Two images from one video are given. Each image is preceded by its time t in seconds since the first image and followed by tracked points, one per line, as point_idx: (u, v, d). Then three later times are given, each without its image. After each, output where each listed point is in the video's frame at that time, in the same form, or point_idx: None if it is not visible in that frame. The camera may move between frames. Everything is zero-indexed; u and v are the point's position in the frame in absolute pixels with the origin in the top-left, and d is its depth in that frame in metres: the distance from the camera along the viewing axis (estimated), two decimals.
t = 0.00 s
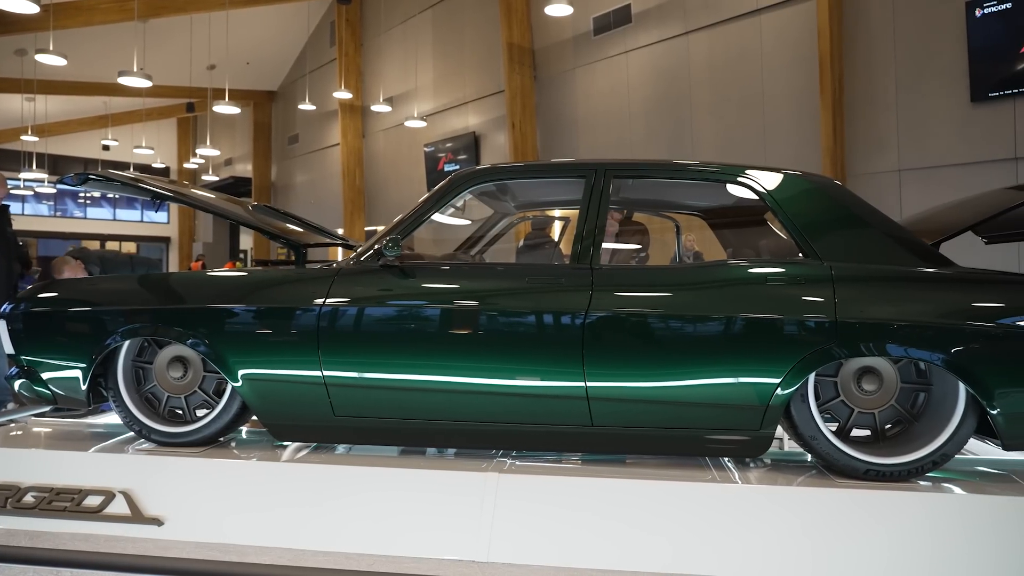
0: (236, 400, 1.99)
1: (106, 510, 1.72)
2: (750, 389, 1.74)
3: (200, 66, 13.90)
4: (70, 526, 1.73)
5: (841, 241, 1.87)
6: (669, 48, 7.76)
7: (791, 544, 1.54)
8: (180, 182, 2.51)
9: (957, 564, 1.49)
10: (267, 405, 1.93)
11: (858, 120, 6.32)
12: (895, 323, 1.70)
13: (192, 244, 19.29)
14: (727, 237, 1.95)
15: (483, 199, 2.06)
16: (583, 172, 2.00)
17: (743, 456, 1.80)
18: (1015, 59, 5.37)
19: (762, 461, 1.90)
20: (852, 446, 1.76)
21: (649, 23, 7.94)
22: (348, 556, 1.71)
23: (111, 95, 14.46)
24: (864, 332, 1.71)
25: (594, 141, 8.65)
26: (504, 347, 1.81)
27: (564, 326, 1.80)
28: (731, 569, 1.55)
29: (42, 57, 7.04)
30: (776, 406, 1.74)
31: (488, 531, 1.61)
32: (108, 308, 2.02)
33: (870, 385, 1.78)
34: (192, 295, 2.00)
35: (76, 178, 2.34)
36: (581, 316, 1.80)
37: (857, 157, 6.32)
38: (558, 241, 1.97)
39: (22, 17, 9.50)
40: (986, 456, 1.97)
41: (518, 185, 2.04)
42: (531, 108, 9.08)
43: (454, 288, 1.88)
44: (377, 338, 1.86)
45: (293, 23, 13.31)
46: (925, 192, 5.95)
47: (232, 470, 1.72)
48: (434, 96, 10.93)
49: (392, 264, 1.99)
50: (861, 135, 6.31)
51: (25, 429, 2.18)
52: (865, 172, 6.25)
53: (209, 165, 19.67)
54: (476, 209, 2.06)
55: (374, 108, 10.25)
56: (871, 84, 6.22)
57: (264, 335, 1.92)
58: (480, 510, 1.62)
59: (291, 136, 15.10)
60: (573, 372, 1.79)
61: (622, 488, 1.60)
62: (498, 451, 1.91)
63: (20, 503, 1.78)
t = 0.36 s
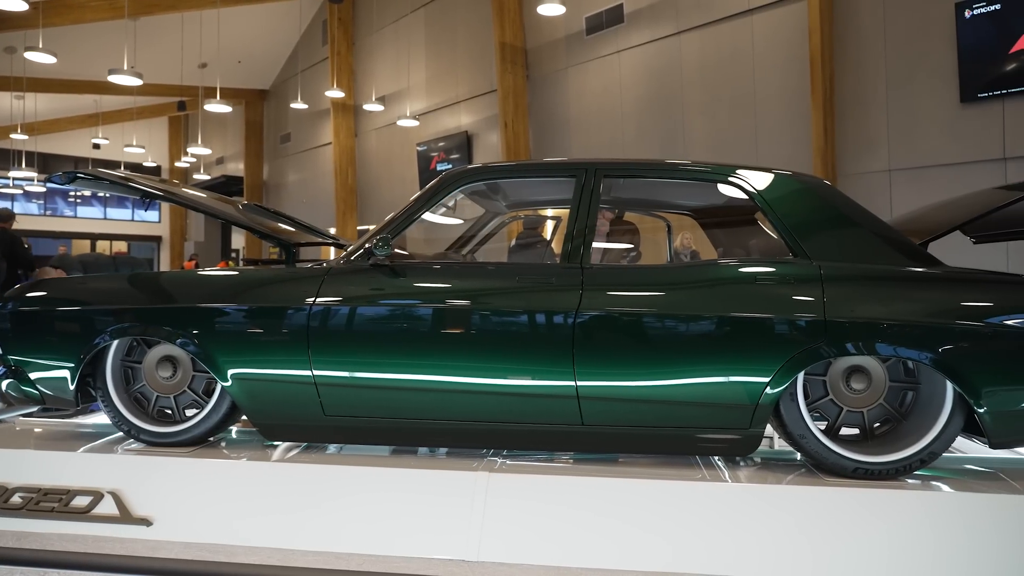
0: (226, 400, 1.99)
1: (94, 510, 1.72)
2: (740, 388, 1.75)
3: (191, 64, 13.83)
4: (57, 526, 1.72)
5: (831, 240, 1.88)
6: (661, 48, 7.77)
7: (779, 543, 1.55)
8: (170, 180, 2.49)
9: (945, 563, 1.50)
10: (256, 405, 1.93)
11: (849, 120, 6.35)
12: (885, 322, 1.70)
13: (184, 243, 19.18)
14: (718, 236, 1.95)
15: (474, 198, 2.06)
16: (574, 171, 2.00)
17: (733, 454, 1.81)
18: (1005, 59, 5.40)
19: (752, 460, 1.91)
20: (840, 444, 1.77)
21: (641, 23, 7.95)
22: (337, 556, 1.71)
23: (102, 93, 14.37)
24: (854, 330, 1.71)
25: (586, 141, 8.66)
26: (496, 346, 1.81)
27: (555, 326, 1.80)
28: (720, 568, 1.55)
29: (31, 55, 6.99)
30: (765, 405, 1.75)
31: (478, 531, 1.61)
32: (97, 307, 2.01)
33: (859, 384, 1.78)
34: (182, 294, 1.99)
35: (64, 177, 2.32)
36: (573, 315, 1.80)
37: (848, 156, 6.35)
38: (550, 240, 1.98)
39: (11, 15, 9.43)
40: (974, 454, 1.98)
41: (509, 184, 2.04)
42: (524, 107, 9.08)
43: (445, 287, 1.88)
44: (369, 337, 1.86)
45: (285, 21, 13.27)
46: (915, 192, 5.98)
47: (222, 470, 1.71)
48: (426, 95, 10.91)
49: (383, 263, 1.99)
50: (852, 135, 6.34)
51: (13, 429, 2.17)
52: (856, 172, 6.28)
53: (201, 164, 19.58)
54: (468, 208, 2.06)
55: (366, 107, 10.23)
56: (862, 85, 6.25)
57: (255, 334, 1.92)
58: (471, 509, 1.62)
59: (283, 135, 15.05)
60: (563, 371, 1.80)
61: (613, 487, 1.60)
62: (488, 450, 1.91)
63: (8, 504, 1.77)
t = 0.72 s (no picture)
0: (215, 399, 1.98)
1: (82, 510, 1.71)
2: (731, 387, 1.76)
3: (182, 62, 13.76)
4: (45, 526, 1.71)
5: (820, 240, 1.88)
6: (653, 48, 7.78)
7: (769, 541, 1.55)
8: (160, 179, 2.48)
9: (934, 562, 1.51)
10: (246, 404, 1.92)
11: (840, 120, 6.38)
12: (874, 321, 1.71)
13: (175, 242, 19.07)
14: (708, 236, 1.96)
15: (465, 197, 2.05)
16: (565, 170, 2.00)
17: (723, 453, 1.81)
18: (994, 60, 5.44)
19: (742, 458, 1.91)
20: (829, 442, 1.78)
21: (633, 22, 7.96)
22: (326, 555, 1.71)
23: (92, 91, 14.27)
24: (842, 329, 1.72)
25: (578, 141, 8.66)
26: (487, 345, 1.81)
27: (547, 325, 1.80)
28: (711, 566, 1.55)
29: (21, 52, 6.94)
30: (755, 404, 1.76)
31: (468, 530, 1.61)
32: (86, 306, 2.00)
33: (847, 382, 1.79)
34: (172, 293, 1.98)
35: (51, 175, 2.30)
36: (564, 314, 1.80)
37: (839, 156, 6.38)
38: (541, 239, 1.98)
39: None
40: (961, 452, 1.99)
41: (500, 182, 2.03)
42: (516, 106, 9.08)
43: (437, 286, 1.88)
44: (361, 337, 1.86)
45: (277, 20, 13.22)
46: (905, 192, 6.01)
47: (212, 470, 1.71)
48: (419, 94, 10.90)
49: (373, 262, 1.98)
50: (843, 136, 6.37)
51: None
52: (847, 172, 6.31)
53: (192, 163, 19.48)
54: (459, 207, 2.06)
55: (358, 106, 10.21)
56: (853, 85, 6.28)
57: (246, 334, 1.91)
58: (461, 508, 1.62)
59: (275, 134, 15.00)
60: (554, 370, 1.80)
61: (603, 486, 1.61)
62: (478, 449, 1.91)
63: None
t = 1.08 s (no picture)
0: (204, 399, 1.97)
1: (70, 511, 1.70)
2: (721, 386, 1.76)
3: (173, 60, 13.68)
4: (32, 527, 1.70)
5: (809, 240, 1.89)
6: (645, 48, 7.79)
7: (760, 539, 1.55)
8: (149, 177, 2.47)
9: (919, 559, 1.52)
10: (235, 403, 1.91)
11: (831, 120, 6.41)
12: (864, 320, 1.72)
13: (165, 241, 18.95)
14: (699, 235, 1.96)
15: (456, 196, 2.05)
16: (555, 169, 2.00)
17: (714, 451, 1.82)
18: (983, 61, 5.49)
19: (732, 457, 1.92)
20: (818, 440, 1.79)
21: (624, 22, 7.97)
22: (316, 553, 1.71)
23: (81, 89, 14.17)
24: (832, 327, 1.73)
25: (570, 141, 8.67)
26: (479, 344, 1.81)
27: (539, 324, 1.80)
28: (703, 566, 1.55)
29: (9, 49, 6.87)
30: (744, 402, 1.76)
31: (458, 529, 1.61)
32: (75, 306, 1.99)
33: (836, 380, 1.80)
34: (162, 292, 1.97)
35: (39, 174, 2.29)
36: (556, 313, 1.80)
37: (830, 156, 6.41)
38: (533, 237, 1.97)
39: None
40: (949, 449, 2.01)
41: (490, 181, 2.03)
42: (508, 106, 9.08)
43: (428, 285, 1.88)
44: (352, 336, 1.85)
45: (268, 18, 13.17)
46: (895, 192, 6.05)
47: (201, 468, 1.70)
48: (410, 93, 10.88)
49: (363, 261, 1.98)
50: (833, 135, 6.39)
51: None
52: (837, 172, 6.34)
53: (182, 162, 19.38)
54: (450, 206, 2.06)
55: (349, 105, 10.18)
56: (843, 85, 6.31)
57: (237, 333, 1.90)
58: (451, 507, 1.62)
59: (266, 133, 14.94)
60: (544, 368, 1.80)
61: (593, 485, 1.61)
62: (469, 448, 1.91)
63: None
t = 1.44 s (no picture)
0: (193, 398, 1.96)
1: (57, 511, 1.68)
2: (711, 384, 1.77)
3: (162, 58, 13.60)
4: (19, 528, 1.69)
5: (798, 239, 1.90)
6: (636, 47, 7.80)
7: (749, 538, 1.56)
8: (139, 176, 2.46)
9: (906, 558, 1.53)
10: (223, 402, 1.91)
11: (821, 120, 6.43)
12: (853, 318, 1.73)
13: (155, 241, 18.82)
14: (689, 234, 1.96)
15: (447, 195, 2.05)
16: (545, 168, 2.00)
17: (703, 450, 1.82)
18: (971, 61, 5.53)
19: (722, 455, 1.92)
20: (807, 439, 1.80)
21: (616, 22, 7.98)
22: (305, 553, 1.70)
23: (70, 87, 14.06)
24: (821, 326, 1.74)
25: (561, 140, 8.67)
26: (470, 343, 1.81)
27: (530, 323, 1.80)
28: (692, 564, 1.56)
29: None
30: (733, 400, 1.77)
31: (447, 528, 1.61)
32: (63, 306, 1.97)
33: (825, 379, 1.82)
34: (151, 291, 1.96)
35: (26, 172, 2.27)
36: (547, 312, 1.80)
37: (820, 156, 6.44)
38: (524, 236, 1.97)
39: None
40: (936, 447, 2.02)
41: (481, 180, 2.03)
42: (499, 105, 9.07)
43: (419, 284, 1.88)
44: (343, 335, 1.84)
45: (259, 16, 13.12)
46: (884, 192, 6.08)
47: (190, 468, 1.69)
48: (402, 92, 10.86)
49: (353, 260, 1.97)
50: (823, 135, 6.43)
51: None
52: (827, 172, 6.37)
53: (172, 160, 19.27)
54: (441, 206, 2.05)
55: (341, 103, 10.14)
56: (833, 85, 6.34)
57: (227, 332, 1.89)
58: (440, 506, 1.62)
59: (257, 131, 14.88)
60: (533, 367, 1.80)
61: (583, 483, 1.61)
62: (459, 447, 1.91)
63: None
